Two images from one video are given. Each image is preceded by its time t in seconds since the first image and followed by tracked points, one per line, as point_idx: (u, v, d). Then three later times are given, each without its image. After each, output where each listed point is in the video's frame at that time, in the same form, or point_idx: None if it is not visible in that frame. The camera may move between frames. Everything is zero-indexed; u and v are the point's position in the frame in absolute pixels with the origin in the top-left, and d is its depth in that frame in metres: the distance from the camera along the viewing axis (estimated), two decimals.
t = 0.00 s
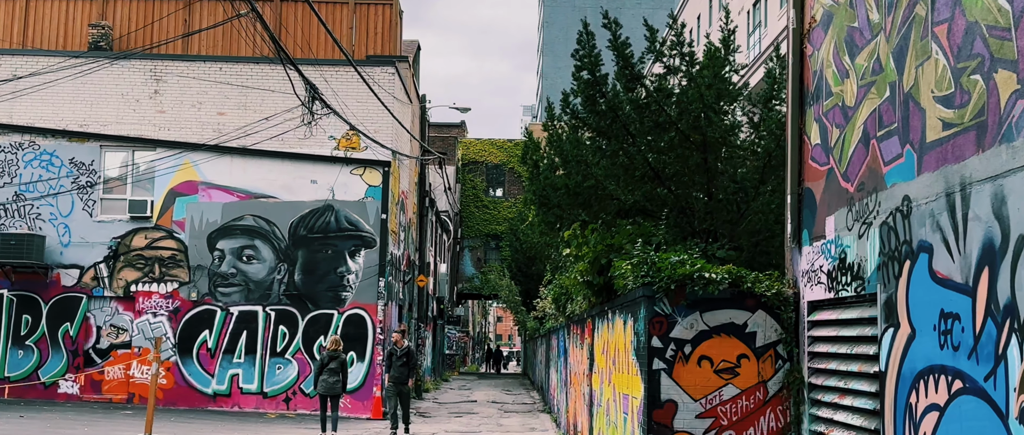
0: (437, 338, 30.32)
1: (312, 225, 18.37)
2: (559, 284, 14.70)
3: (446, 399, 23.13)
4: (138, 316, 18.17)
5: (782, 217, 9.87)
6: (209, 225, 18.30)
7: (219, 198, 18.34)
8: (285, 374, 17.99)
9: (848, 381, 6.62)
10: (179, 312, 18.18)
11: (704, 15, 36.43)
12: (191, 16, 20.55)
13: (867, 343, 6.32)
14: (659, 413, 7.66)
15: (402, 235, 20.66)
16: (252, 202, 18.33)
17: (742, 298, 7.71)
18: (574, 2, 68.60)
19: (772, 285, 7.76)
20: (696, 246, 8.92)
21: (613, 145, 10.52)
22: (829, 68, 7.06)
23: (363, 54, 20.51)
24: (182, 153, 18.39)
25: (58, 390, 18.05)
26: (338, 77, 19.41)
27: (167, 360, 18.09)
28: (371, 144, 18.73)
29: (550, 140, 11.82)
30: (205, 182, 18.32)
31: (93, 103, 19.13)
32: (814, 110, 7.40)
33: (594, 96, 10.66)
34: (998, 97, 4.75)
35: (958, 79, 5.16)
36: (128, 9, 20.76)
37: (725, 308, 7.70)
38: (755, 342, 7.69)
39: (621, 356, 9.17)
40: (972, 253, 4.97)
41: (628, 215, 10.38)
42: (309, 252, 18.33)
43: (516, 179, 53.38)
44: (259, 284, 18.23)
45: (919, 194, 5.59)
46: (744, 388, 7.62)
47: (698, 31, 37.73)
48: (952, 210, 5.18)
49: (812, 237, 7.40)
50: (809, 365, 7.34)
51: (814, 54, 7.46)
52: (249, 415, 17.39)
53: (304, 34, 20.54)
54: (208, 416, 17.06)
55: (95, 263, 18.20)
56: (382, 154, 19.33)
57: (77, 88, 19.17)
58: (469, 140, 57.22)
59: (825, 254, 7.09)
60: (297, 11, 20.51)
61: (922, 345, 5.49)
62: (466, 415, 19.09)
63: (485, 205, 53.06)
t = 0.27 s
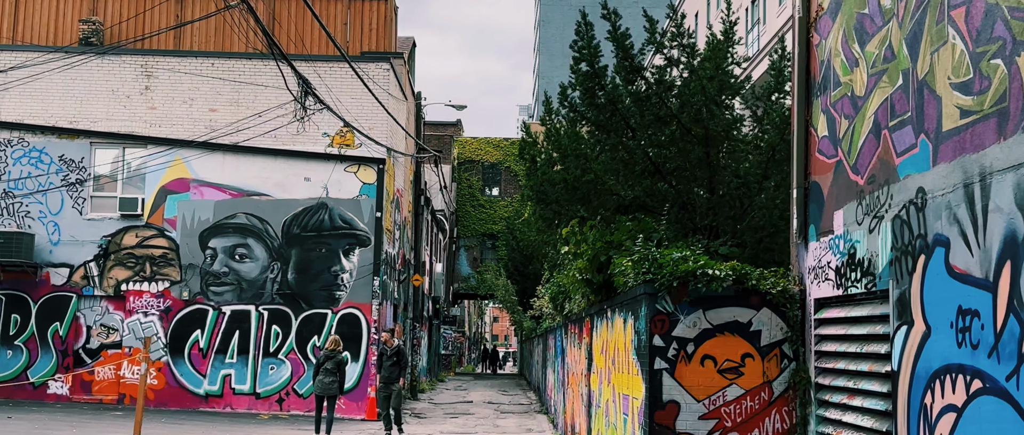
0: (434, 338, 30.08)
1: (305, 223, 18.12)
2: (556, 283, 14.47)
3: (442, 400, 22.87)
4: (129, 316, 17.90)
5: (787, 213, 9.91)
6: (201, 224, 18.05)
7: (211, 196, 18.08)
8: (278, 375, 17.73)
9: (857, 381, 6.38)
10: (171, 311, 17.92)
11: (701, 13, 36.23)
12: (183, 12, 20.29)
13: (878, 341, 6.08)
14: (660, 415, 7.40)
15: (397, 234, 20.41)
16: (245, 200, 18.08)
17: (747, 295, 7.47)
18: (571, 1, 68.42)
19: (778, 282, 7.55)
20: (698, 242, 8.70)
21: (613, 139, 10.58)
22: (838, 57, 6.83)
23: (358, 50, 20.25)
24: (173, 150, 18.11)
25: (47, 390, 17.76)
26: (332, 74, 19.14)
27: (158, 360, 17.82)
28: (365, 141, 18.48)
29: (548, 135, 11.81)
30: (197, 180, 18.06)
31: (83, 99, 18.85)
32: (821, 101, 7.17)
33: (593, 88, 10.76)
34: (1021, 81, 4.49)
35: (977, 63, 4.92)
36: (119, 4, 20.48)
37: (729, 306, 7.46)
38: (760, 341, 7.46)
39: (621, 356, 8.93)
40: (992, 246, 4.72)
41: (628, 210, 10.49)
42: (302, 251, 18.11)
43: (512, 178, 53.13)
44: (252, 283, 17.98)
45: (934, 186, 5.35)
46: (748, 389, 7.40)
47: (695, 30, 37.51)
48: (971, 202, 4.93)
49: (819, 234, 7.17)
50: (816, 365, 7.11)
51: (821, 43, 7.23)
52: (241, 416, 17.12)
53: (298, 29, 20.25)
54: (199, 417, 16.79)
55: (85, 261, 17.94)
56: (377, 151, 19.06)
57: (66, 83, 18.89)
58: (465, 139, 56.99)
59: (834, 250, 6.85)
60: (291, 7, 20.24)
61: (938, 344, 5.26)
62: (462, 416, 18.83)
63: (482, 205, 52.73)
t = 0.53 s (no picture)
0: (428, 339, 29.81)
1: (298, 222, 17.87)
2: (552, 282, 14.22)
3: (437, 401, 22.61)
4: (118, 316, 17.63)
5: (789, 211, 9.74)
6: (192, 222, 17.79)
7: (202, 194, 17.82)
8: (270, 376, 17.47)
9: (864, 384, 6.15)
10: (161, 311, 17.65)
11: (698, 11, 36.02)
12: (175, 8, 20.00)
13: (887, 343, 5.85)
14: (660, 419, 7.16)
15: (391, 233, 20.15)
16: (237, 199, 17.82)
17: (749, 295, 7.23)
18: None
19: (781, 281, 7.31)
20: (698, 240, 8.47)
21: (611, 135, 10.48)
22: (844, 48, 6.59)
23: (352, 47, 19.95)
24: (164, 147, 17.84)
25: (35, 392, 17.48)
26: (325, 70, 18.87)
27: (148, 361, 17.55)
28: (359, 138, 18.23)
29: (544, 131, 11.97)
30: (188, 178, 17.80)
31: (72, 96, 18.57)
32: (827, 94, 6.94)
33: (591, 83, 10.64)
34: None
35: (994, 51, 4.67)
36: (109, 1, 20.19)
37: (731, 306, 7.22)
38: (763, 342, 7.22)
39: (619, 357, 8.70)
40: (1009, 243, 4.48)
41: (627, 207, 10.44)
42: (294, 250, 17.86)
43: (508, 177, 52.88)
44: (243, 283, 17.72)
45: (948, 180, 5.11)
46: (750, 392, 7.16)
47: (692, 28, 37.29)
48: (988, 197, 4.69)
49: (825, 231, 6.94)
50: (821, 367, 6.88)
51: (827, 34, 7.00)
52: (232, 418, 16.86)
53: (290, 26, 19.95)
54: (189, 419, 16.53)
55: (74, 261, 17.66)
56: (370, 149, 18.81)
57: (55, 80, 18.61)
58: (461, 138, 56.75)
59: (840, 248, 6.62)
60: (283, 3, 19.96)
61: (952, 345, 5.02)
62: (457, 418, 18.57)
63: (477, 204, 52.32)
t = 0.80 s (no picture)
0: (423, 338, 29.62)
1: (290, 220, 17.63)
2: (548, 281, 14.00)
3: (431, 401, 22.35)
4: (107, 315, 17.38)
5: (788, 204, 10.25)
6: (182, 220, 17.53)
7: (193, 192, 17.57)
8: (261, 376, 17.22)
9: (870, 383, 5.92)
10: (150, 310, 17.40)
11: (694, 9, 35.85)
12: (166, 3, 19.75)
13: (893, 340, 5.62)
14: (658, 418, 6.92)
15: (385, 231, 19.91)
16: (228, 196, 17.58)
17: (750, 291, 7.01)
18: None
19: (783, 277, 7.08)
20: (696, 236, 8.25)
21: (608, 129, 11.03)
22: (848, 35, 6.37)
23: (345, 43, 19.70)
24: (154, 144, 17.59)
25: (23, 392, 17.20)
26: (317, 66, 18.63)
27: (138, 360, 17.29)
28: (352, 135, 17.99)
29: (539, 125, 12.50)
30: (178, 175, 17.55)
31: (61, 91, 18.32)
32: (830, 83, 6.73)
33: (586, 73, 11.19)
34: None
35: (1008, 32, 4.44)
36: None
37: (731, 303, 6.98)
38: (764, 339, 6.99)
39: (615, 355, 8.47)
40: None
41: (623, 201, 10.88)
42: (286, 248, 17.62)
43: (504, 176, 52.68)
44: (234, 281, 17.47)
45: (959, 169, 4.88)
46: (751, 391, 6.92)
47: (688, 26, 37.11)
48: (1002, 185, 4.45)
49: (828, 224, 6.72)
50: (824, 365, 6.65)
51: (829, 22, 6.79)
52: (222, 418, 16.59)
53: (283, 21, 19.69)
54: (179, 419, 16.26)
55: (62, 259, 17.39)
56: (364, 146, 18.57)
57: (44, 76, 18.35)
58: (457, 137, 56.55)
59: (844, 241, 6.39)
60: None
61: (963, 341, 4.79)
62: (451, 418, 18.32)
63: (473, 204, 52.08)
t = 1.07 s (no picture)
0: (420, 339, 29.39)
1: (285, 219, 17.39)
2: (546, 281, 13.75)
3: (429, 403, 22.09)
4: (99, 315, 17.11)
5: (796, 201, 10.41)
6: (175, 219, 17.27)
7: (186, 190, 17.31)
8: (256, 377, 16.97)
9: (883, 387, 5.67)
10: (143, 310, 17.15)
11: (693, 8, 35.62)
12: None
13: (909, 342, 5.37)
14: (662, 423, 6.66)
15: (381, 231, 19.66)
16: (222, 195, 17.33)
17: (756, 290, 6.76)
18: None
19: (791, 276, 6.83)
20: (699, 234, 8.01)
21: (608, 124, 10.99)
22: (860, 24, 6.12)
23: (341, 40, 19.46)
24: (147, 142, 17.32)
25: (14, 394, 16.93)
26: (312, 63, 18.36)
27: (130, 362, 17.03)
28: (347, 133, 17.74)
29: (538, 121, 12.42)
30: (172, 174, 17.30)
31: (52, 89, 18.05)
32: (840, 74, 6.49)
33: (586, 66, 11.10)
34: None
35: None
36: None
37: (737, 303, 6.74)
38: (771, 341, 6.74)
39: (616, 358, 8.22)
40: None
41: (624, 199, 10.78)
42: (281, 247, 17.38)
43: (501, 176, 52.41)
44: (228, 281, 17.22)
45: (980, 162, 4.63)
46: (758, 395, 6.68)
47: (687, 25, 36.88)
48: None
49: (838, 221, 6.47)
50: (834, 368, 6.41)
51: (839, 11, 6.56)
52: (216, 420, 16.34)
53: (278, 18, 19.44)
54: (172, 421, 16.00)
55: (53, 259, 17.13)
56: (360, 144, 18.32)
57: (35, 73, 18.07)
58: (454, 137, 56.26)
59: (855, 238, 6.15)
60: None
61: (986, 343, 4.54)
62: (448, 420, 18.07)
63: (471, 203, 51.84)
